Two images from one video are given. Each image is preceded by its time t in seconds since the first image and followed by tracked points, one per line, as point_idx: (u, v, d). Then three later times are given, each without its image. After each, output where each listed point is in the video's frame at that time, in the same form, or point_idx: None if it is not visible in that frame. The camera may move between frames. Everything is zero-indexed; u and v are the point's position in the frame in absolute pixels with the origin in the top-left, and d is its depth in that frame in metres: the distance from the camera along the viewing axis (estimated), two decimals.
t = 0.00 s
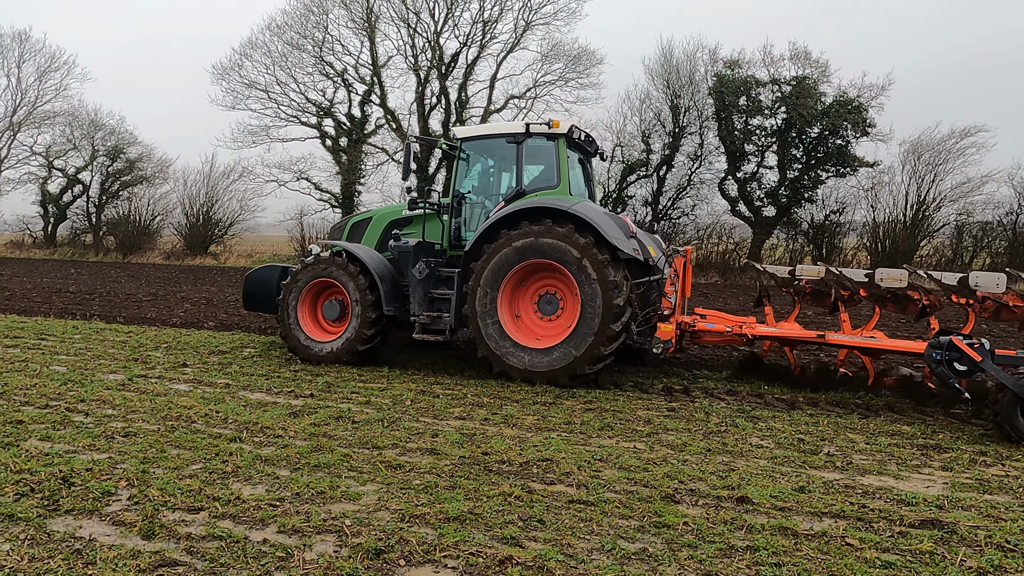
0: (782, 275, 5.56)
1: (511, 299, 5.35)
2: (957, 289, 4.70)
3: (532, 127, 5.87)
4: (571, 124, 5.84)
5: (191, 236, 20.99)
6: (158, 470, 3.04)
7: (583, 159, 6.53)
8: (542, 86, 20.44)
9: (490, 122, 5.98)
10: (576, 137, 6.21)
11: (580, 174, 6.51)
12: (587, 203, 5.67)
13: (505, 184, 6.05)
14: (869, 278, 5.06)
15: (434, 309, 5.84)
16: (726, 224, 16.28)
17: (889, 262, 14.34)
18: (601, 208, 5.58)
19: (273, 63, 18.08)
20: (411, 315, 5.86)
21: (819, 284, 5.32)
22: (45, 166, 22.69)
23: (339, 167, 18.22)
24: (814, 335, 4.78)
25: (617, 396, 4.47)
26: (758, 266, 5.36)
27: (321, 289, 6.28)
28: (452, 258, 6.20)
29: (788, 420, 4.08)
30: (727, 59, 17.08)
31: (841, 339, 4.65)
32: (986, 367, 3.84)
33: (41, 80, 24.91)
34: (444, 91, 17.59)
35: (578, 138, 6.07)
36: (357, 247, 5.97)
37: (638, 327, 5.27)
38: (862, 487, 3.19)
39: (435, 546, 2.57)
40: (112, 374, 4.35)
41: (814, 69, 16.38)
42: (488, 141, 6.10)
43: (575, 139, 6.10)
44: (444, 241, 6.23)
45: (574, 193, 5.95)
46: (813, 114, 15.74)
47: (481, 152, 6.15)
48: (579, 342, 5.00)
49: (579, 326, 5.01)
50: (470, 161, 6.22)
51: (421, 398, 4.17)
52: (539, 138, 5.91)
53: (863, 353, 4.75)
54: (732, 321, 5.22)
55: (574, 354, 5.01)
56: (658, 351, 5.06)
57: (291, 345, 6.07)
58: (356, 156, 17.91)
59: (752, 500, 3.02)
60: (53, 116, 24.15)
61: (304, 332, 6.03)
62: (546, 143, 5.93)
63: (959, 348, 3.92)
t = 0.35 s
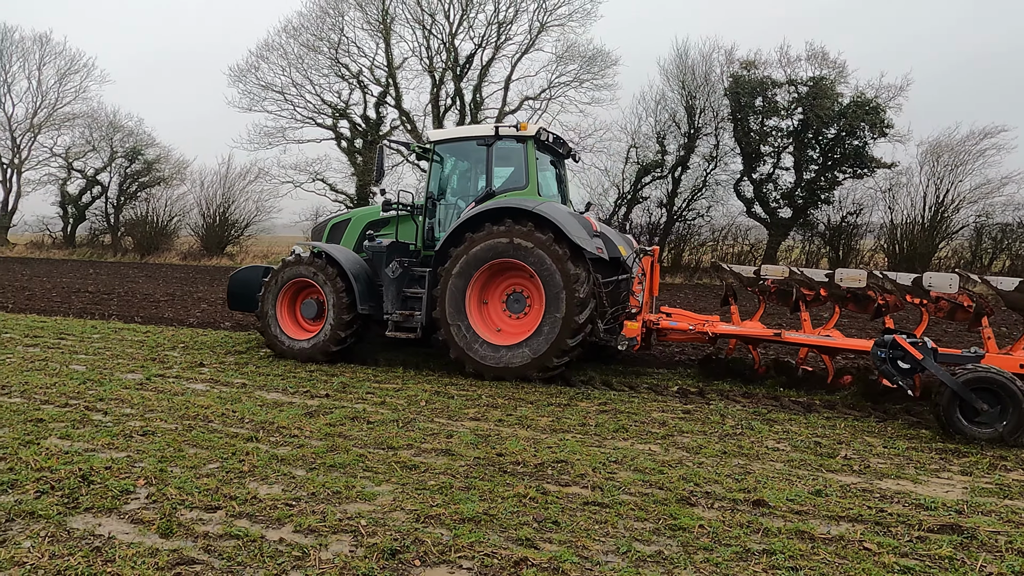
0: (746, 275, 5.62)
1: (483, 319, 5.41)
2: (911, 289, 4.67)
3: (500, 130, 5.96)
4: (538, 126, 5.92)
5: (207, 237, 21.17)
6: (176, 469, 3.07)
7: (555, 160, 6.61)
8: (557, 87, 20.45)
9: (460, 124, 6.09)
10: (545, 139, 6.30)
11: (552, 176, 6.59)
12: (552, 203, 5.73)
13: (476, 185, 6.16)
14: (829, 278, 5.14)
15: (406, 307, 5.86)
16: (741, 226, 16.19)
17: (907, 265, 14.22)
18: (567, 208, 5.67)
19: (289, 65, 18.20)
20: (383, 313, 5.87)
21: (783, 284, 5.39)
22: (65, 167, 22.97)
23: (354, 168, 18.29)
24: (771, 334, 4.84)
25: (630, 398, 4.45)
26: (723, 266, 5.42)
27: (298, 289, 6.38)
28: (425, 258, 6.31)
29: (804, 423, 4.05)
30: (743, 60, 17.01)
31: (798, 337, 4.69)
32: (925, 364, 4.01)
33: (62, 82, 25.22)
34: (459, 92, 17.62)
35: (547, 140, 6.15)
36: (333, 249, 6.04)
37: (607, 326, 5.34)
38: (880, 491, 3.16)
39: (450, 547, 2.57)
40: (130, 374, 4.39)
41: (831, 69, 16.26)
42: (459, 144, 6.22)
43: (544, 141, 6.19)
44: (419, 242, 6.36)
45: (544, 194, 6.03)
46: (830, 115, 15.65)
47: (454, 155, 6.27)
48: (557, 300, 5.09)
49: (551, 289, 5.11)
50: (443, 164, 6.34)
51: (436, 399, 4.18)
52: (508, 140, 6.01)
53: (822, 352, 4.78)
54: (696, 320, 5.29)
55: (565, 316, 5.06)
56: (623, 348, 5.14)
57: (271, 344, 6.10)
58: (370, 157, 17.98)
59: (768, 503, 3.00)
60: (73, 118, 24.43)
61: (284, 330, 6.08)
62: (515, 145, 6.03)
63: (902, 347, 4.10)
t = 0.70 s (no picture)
0: (715, 275, 5.75)
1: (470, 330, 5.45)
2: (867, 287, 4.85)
3: (474, 133, 6.09)
4: (512, 129, 6.04)
5: (225, 237, 21.32)
6: (194, 468, 3.09)
7: (532, 163, 6.71)
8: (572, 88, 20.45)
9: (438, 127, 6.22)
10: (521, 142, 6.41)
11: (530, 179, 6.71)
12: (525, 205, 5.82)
13: (452, 187, 6.27)
14: (791, 278, 5.31)
15: (383, 305, 6.01)
16: (758, 228, 16.06)
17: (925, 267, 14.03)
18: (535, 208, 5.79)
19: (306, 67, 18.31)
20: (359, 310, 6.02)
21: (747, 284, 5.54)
22: (85, 169, 23.21)
23: (370, 168, 18.34)
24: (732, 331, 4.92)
25: (645, 399, 4.43)
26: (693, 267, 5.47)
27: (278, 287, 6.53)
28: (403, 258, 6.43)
29: (822, 425, 4.01)
30: (759, 60, 16.91)
31: (757, 335, 4.79)
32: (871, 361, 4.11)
33: (83, 85, 25.53)
34: (475, 93, 17.64)
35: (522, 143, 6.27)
36: (311, 246, 6.17)
37: (578, 324, 5.46)
38: (900, 494, 3.12)
39: (466, 547, 2.57)
40: (149, 373, 4.43)
41: (850, 69, 16.13)
42: (437, 146, 6.34)
43: (520, 144, 6.31)
44: (397, 242, 6.50)
45: (517, 196, 6.15)
46: (848, 115, 15.55)
47: (431, 156, 6.40)
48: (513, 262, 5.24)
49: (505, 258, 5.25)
50: (421, 165, 6.47)
51: (451, 399, 4.18)
52: (483, 143, 6.14)
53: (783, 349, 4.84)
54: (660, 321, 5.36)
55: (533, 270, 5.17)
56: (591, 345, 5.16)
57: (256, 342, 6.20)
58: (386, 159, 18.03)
59: (787, 506, 2.97)
60: (93, 120, 24.71)
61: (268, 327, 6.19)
62: (490, 148, 6.15)
63: (849, 343, 4.22)
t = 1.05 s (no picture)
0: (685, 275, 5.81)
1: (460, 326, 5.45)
2: (827, 286, 4.94)
3: (451, 135, 6.14)
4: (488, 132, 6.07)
5: (242, 237, 21.47)
6: (213, 466, 3.11)
7: (511, 165, 6.75)
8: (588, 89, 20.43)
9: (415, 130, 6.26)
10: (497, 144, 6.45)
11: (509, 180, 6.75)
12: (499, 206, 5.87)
13: (430, 188, 6.31)
14: (757, 276, 5.35)
15: (363, 302, 6.06)
16: (776, 228, 15.91)
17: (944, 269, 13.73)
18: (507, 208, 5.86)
19: (323, 68, 18.40)
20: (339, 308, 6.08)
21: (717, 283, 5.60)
22: (105, 170, 23.46)
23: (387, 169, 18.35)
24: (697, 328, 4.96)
25: (661, 401, 4.41)
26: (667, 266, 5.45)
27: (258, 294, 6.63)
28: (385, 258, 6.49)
29: (841, 428, 3.97)
30: (777, 59, 16.78)
31: (722, 332, 4.80)
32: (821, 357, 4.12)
33: (103, 87, 25.81)
34: (491, 94, 17.65)
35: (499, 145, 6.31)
36: (294, 244, 6.27)
37: (552, 321, 5.61)
38: (920, 498, 3.08)
39: (484, 548, 2.57)
40: (168, 372, 4.47)
41: (869, 68, 15.99)
42: (415, 148, 6.38)
43: (496, 146, 6.35)
44: (378, 242, 6.55)
45: (494, 198, 6.19)
46: (867, 115, 15.43)
47: (410, 158, 6.44)
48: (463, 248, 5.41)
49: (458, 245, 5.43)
50: (400, 167, 6.51)
51: (467, 399, 4.19)
52: (459, 145, 6.18)
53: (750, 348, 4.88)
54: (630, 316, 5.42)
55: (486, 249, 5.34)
56: (562, 342, 5.32)
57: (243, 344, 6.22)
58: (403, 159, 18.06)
59: (805, 509, 2.94)
60: (113, 121, 24.97)
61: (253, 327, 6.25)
62: (467, 150, 6.20)
63: (801, 339, 4.19)
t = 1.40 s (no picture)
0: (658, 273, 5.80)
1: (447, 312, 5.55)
2: (790, 285, 4.98)
3: (430, 138, 6.23)
4: (466, 134, 6.14)
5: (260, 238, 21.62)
6: (232, 465, 3.13)
7: (491, 167, 6.83)
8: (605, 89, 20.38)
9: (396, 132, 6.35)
10: (477, 145, 6.52)
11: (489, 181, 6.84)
12: (475, 206, 5.96)
13: (411, 189, 6.38)
14: (725, 276, 5.38)
15: (345, 300, 6.19)
16: (794, 229, 15.75)
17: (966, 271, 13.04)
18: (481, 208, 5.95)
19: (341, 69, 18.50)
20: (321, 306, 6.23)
21: (687, 283, 5.57)
22: (126, 171, 23.70)
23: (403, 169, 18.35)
24: (663, 325, 5.08)
25: (678, 402, 4.39)
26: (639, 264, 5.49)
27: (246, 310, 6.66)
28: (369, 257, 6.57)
29: (860, 430, 3.94)
30: (796, 59, 16.65)
31: (687, 329, 4.89)
32: (774, 354, 4.24)
33: (125, 88, 26.12)
34: (508, 94, 17.65)
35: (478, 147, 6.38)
36: (279, 244, 6.35)
37: (528, 318, 5.70)
38: (941, 502, 3.04)
39: (501, 548, 2.57)
40: (187, 371, 4.51)
41: (890, 68, 15.82)
42: (396, 150, 6.47)
43: (475, 148, 6.43)
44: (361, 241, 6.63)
45: (472, 199, 6.28)
46: (887, 115, 15.28)
47: (392, 159, 6.52)
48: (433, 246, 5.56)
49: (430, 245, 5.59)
50: (382, 167, 6.58)
51: (484, 399, 4.19)
52: (439, 147, 6.26)
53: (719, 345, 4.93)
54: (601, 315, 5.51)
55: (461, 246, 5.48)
56: (536, 339, 5.40)
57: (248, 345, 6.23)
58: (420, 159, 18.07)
59: (824, 512, 2.91)
60: (134, 122, 25.24)
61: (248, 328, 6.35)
62: (446, 152, 6.28)
63: (754, 336, 4.34)
